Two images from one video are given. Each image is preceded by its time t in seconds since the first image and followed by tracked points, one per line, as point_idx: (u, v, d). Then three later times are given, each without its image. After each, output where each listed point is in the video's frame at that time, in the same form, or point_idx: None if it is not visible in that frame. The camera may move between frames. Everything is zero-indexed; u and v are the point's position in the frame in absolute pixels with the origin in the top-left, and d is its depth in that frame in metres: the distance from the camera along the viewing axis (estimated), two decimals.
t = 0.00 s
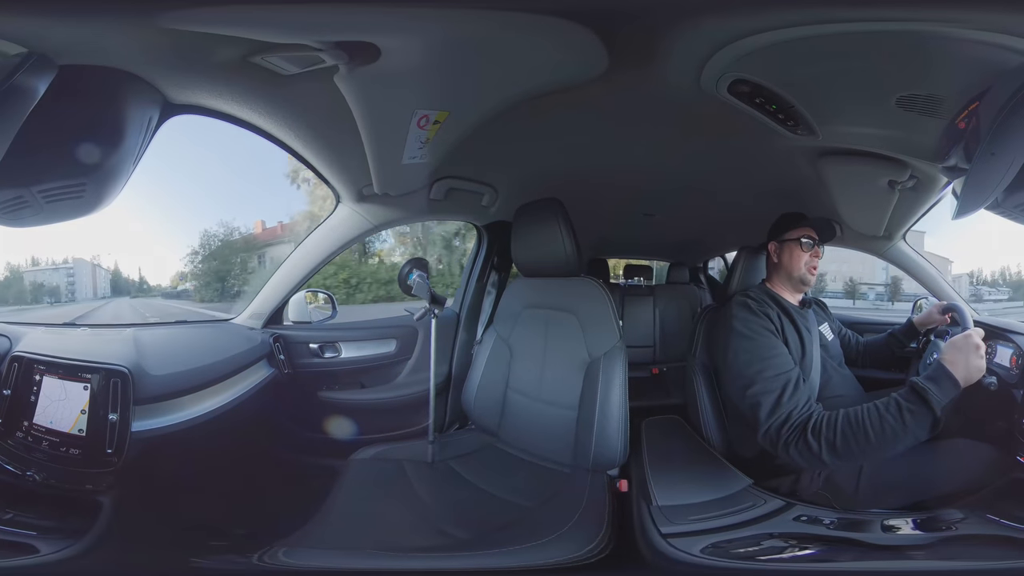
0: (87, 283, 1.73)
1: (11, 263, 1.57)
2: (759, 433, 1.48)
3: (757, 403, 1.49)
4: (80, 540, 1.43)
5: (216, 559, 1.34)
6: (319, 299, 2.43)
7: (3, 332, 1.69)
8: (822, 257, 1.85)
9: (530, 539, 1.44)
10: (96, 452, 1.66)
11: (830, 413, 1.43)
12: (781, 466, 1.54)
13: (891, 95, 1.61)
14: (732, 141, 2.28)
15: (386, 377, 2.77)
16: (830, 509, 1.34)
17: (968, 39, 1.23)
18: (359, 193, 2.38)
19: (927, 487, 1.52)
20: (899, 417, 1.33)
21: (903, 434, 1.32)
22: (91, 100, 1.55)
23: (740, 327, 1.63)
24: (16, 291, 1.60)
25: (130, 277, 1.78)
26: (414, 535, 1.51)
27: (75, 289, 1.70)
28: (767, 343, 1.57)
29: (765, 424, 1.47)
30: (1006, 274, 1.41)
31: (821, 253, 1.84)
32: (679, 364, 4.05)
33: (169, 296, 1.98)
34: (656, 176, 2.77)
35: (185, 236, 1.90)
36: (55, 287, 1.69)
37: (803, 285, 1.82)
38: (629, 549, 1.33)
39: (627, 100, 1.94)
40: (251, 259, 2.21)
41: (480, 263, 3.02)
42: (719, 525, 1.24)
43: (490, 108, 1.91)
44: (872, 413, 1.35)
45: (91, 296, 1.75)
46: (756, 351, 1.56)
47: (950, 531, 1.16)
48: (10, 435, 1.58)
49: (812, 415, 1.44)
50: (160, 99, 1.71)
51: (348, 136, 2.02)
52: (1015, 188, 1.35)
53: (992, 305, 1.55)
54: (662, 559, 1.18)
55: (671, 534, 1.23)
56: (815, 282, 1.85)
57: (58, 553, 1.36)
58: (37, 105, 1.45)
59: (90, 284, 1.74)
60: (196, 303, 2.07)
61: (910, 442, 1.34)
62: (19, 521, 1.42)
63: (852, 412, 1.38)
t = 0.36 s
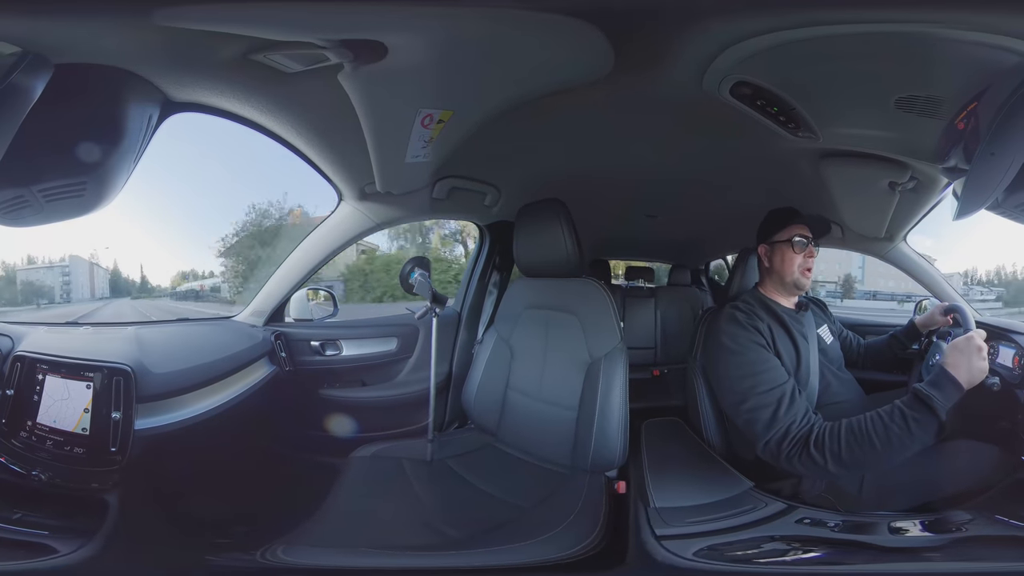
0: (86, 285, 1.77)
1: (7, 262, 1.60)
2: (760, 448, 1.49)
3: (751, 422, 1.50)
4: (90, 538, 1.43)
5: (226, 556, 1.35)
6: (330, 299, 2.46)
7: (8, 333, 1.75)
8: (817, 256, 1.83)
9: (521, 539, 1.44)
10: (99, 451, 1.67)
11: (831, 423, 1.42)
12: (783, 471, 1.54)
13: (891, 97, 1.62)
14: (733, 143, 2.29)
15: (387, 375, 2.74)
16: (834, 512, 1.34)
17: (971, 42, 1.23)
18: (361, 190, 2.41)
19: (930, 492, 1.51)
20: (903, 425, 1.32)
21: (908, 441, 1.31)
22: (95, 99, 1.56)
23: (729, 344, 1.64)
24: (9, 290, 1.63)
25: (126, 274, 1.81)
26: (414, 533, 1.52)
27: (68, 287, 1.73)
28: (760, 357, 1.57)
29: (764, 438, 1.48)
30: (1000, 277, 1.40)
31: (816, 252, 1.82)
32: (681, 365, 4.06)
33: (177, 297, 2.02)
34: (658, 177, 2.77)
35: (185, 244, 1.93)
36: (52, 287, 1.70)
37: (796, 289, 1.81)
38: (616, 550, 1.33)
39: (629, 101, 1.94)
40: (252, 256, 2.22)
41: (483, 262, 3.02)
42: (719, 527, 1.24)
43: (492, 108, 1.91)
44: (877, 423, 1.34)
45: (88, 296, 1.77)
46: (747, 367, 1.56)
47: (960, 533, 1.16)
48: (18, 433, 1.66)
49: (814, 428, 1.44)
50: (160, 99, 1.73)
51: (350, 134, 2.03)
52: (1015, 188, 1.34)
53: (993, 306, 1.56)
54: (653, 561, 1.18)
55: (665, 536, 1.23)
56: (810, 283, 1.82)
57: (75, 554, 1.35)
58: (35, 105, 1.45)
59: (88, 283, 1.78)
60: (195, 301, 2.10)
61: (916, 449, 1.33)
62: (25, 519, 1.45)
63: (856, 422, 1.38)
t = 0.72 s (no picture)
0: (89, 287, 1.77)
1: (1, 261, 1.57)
2: (765, 445, 1.48)
3: (757, 421, 1.51)
4: (91, 542, 1.43)
5: (244, 557, 1.35)
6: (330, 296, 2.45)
7: (9, 334, 1.72)
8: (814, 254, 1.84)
9: (519, 538, 1.44)
10: (103, 453, 1.66)
11: (835, 422, 1.42)
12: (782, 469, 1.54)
13: (895, 97, 1.61)
14: (735, 142, 2.29)
15: (388, 374, 2.73)
16: (832, 512, 1.34)
17: (973, 43, 1.23)
18: (362, 189, 2.41)
19: (929, 492, 1.52)
20: (905, 424, 1.32)
21: (910, 440, 1.32)
22: (97, 98, 1.56)
23: (735, 344, 1.64)
24: None
25: (126, 274, 1.80)
26: (414, 533, 1.52)
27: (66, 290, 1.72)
28: (764, 358, 1.57)
29: (770, 437, 1.48)
30: (998, 275, 1.47)
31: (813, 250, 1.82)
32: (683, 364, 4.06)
33: (189, 297, 2.04)
34: (660, 176, 2.77)
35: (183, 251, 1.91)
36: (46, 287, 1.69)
37: (798, 284, 1.81)
38: (613, 549, 1.32)
39: (631, 100, 1.94)
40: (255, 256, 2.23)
41: (486, 260, 3.02)
42: (714, 527, 1.24)
43: (493, 106, 1.91)
44: (878, 421, 1.35)
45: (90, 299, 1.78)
46: (754, 366, 1.56)
47: (959, 534, 1.16)
48: (20, 435, 1.63)
49: (818, 426, 1.44)
50: (159, 100, 1.73)
51: (353, 134, 2.03)
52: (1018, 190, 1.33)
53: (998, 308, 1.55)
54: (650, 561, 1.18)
55: (662, 535, 1.24)
56: (810, 278, 1.82)
57: (77, 555, 1.35)
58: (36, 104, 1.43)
59: (86, 285, 1.76)
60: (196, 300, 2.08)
61: (917, 447, 1.33)
62: (25, 522, 1.45)
63: (857, 421, 1.38)
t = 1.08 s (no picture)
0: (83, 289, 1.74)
1: None
2: (765, 442, 1.48)
3: (760, 415, 1.49)
4: (90, 543, 1.43)
5: (243, 557, 1.35)
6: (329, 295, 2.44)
7: (11, 334, 1.72)
8: (820, 256, 1.83)
9: (520, 539, 1.44)
10: (103, 453, 1.66)
11: (837, 419, 1.42)
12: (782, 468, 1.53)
13: (896, 97, 1.61)
14: (736, 142, 2.29)
15: (388, 375, 2.73)
16: (833, 511, 1.34)
17: (974, 43, 1.23)
18: (363, 189, 2.41)
19: (928, 492, 1.51)
20: (906, 420, 1.32)
21: (912, 437, 1.32)
22: (98, 97, 1.56)
23: (737, 341, 1.64)
24: None
25: (126, 274, 1.81)
26: (415, 533, 1.52)
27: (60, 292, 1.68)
28: (766, 355, 1.57)
29: (770, 433, 1.47)
30: (992, 274, 1.41)
31: (820, 252, 1.82)
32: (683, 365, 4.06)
33: (200, 295, 2.07)
34: (661, 176, 2.77)
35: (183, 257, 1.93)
36: (38, 285, 1.63)
37: (802, 285, 1.81)
38: (613, 548, 1.32)
39: (632, 100, 1.94)
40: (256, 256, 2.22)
41: (487, 260, 3.02)
42: (715, 526, 1.24)
43: (494, 106, 1.91)
44: (880, 417, 1.35)
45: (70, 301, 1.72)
46: (756, 362, 1.56)
47: (959, 534, 1.16)
48: (21, 435, 1.62)
49: (819, 423, 1.44)
50: (160, 100, 1.74)
51: (354, 134, 2.04)
52: (1018, 190, 1.35)
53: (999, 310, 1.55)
54: (653, 561, 1.18)
55: (664, 535, 1.23)
56: (814, 280, 1.82)
57: (77, 556, 1.35)
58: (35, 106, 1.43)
59: (79, 281, 1.72)
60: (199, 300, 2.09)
61: (919, 444, 1.33)
62: (25, 521, 1.44)
63: (859, 417, 1.38)
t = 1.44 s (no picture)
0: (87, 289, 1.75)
1: None
2: (766, 443, 1.48)
3: (760, 416, 1.50)
4: (94, 543, 1.42)
5: (245, 556, 1.35)
6: (331, 295, 2.44)
7: (12, 334, 1.72)
8: (821, 258, 1.84)
9: (518, 538, 1.44)
10: (104, 453, 1.67)
11: (837, 420, 1.42)
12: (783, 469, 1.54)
13: (897, 98, 1.61)
14: (737, 143, 2.29)
15: (389, 374, 2.72)
16: (833, 512, 1.34)
17: (977, 44, 1.23)
18: (363, 188, 2.41)
19: (928, 493, 1.52)
20: (907, 421, 1.32)
21: (912, 437, 1.32)
22: (99, 97, 1.56)
23: (739, 342, 1.64)
24: None
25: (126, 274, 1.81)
26: (415, 532, 1.52)
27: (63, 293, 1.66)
28: (767, 356, 1.57)
29: (771, 434, 1.47)
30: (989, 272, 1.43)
31: (820, 252, 1.82)
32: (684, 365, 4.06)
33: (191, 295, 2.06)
34: (662, 176, 2.77)
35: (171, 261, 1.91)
36: (30, 280, 1.57)
37: (803, 289, 1.81)
38: (611, 547, 1.32)
39: (633, 101, 1.94)
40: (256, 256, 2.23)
41: (488, 259, 3.02)
42: (713, 526, 1.24)
43: (495, 106, 1.91)
44: (881, 418, 1.35)
45: (65, 301, 1.67)
46: (757, 363, 1.56)
47: (959, 535, 1.16)
48: (22, 436, 1.63)
49: (820, 423, 1.44)
50: (160, 100, 1.74)
51: (355, 133, 2.04)
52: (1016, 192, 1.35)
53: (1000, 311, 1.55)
54: (650, 561, 1.18)
55: (661, 534, 1.24)
56: (816, 282, 1.82)
57: (85, 555, 1.35)
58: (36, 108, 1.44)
59: (75, 279, 1.69)
60: (198, 300, 2.12)
61: (919, 445, 1.33)
62: (28, 522, 1.44)
63: (860, 418, 1.38)
